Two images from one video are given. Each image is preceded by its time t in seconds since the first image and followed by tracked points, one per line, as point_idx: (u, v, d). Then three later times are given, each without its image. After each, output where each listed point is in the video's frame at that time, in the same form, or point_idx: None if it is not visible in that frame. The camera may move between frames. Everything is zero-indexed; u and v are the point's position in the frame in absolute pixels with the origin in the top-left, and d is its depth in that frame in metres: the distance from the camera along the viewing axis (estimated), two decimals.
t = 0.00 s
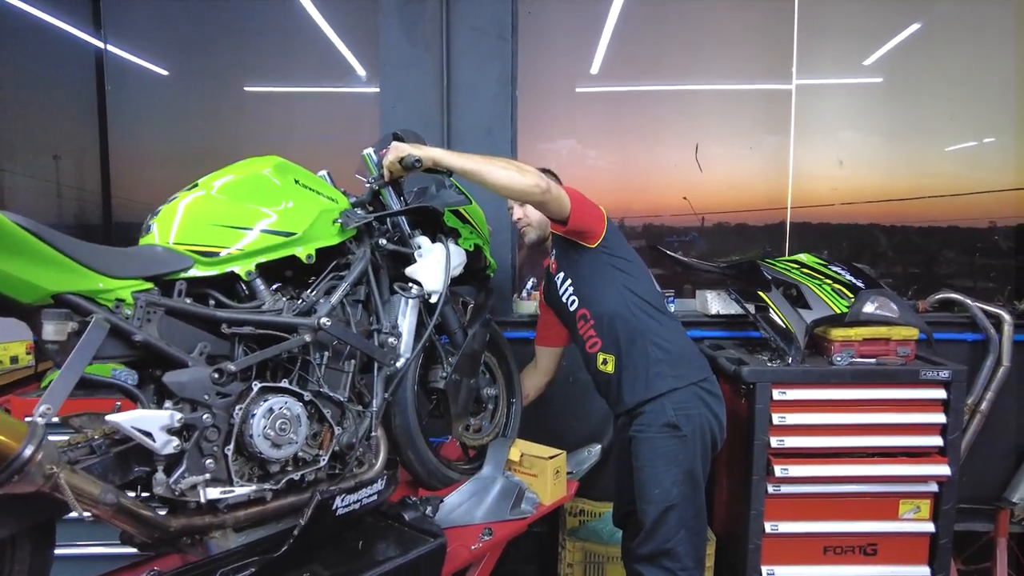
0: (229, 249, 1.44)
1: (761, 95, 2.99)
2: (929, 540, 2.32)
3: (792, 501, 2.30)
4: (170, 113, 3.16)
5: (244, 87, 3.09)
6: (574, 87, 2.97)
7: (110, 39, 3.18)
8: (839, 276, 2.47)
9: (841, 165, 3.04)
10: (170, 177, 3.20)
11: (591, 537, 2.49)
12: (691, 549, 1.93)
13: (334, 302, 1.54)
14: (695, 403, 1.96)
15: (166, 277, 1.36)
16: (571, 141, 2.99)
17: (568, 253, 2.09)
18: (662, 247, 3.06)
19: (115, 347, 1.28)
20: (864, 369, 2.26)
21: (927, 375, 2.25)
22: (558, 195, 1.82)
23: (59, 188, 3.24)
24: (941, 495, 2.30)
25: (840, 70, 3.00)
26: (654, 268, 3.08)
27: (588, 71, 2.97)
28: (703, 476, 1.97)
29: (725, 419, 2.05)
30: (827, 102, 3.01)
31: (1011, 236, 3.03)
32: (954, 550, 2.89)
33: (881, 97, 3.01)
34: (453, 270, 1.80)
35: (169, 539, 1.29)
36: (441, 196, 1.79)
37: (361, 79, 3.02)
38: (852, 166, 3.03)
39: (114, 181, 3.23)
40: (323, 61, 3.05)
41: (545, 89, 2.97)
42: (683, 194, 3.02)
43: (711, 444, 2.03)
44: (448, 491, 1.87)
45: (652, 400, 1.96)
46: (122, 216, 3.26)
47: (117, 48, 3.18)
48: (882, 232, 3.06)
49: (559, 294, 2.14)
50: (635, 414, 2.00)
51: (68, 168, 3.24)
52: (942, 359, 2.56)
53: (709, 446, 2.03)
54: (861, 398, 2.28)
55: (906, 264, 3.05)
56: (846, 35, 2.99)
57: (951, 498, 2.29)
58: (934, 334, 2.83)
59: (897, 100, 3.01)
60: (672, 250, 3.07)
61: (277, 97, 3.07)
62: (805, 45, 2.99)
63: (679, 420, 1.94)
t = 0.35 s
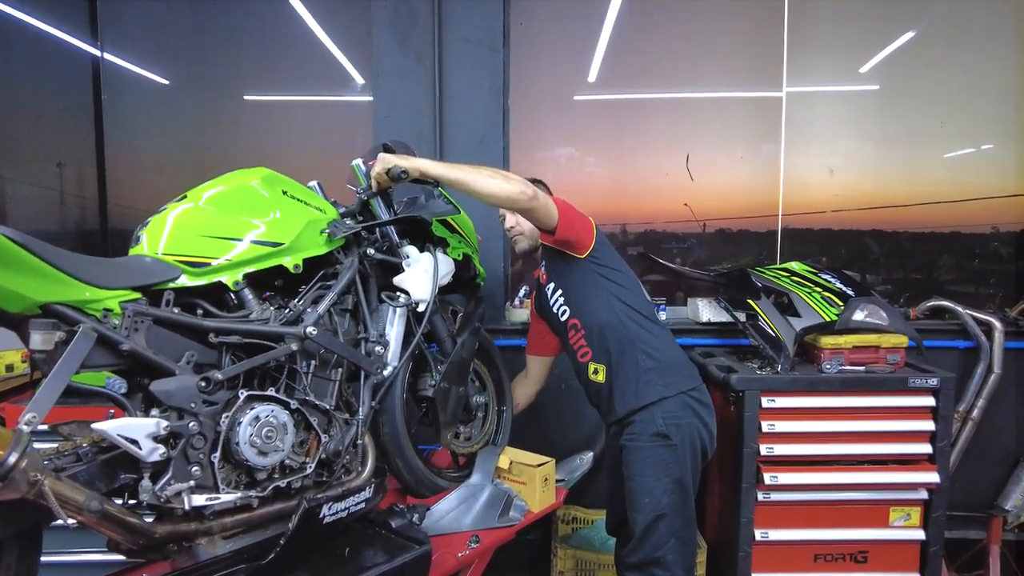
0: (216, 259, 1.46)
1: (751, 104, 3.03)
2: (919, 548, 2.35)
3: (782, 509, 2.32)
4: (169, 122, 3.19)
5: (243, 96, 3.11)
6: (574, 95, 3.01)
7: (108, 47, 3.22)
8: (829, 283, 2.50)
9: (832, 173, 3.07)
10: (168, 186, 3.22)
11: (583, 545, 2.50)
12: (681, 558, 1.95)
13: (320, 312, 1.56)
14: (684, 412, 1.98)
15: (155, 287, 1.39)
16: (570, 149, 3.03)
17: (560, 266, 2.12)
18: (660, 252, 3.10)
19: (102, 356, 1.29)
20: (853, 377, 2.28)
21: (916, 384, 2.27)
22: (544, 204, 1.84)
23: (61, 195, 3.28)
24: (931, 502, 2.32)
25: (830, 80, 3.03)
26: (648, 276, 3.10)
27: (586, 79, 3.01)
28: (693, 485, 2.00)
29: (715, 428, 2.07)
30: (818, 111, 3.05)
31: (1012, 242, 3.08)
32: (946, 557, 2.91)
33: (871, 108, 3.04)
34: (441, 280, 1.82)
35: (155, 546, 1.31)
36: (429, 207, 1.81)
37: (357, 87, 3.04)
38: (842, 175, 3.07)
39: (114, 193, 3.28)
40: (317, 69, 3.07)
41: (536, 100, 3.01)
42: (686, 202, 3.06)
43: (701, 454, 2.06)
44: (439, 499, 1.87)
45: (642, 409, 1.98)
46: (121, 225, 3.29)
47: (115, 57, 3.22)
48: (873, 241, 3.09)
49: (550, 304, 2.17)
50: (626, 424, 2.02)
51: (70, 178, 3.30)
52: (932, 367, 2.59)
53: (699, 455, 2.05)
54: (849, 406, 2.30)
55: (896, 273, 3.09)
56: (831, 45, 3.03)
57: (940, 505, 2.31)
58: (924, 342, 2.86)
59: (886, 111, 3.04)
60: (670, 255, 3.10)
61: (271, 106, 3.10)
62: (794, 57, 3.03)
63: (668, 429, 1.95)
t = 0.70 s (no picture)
0: (205, 250, 1.45)
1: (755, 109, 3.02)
2: (922, 558, 2.31)
3: (783, 517, 2.30)
4: (179, 128, 3.17)
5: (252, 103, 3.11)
6: (581, 102, 3.00)
7: (117, 56, 3.19)
8: (831, 292, 2.46)
9: (834, 181, 3.06)
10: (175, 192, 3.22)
11: (584, 553, 2.48)
12: (678, 568, 1.93)
13: (309, 303, 1.55)
14: (681, 420, 1.96)
15: (142, 276, 1.38)
16: (577, 155, 3.02)
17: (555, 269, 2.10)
18: (667, 260, 3.08)
19: (87, 345, 1.29)
20: (854, 386, 2.26)
21: (917, 393, 2.25)
22: (537, 203, 1.82)
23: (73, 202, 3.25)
24: (933, 512, 2.29)
25: (834, 87, 3.03)
26: (654, 283, 3.08)
27: (592, 86, 3.00)
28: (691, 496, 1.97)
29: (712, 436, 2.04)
30: (820, 119, 3.05)
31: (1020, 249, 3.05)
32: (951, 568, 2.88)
33: (875, 114, 3.03)
34: (433, 273, 1.80)
35: (137, 534, 1.30)
36: (423, 200, 1.78)
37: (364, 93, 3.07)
38: (845, 182, 3.06)
39: (122, 200, 3.25)
40: (324, 76, 3.09)
41: (538, 105, 3.00)
42: (695, 208, 3.05)
43: (699, 463, 2.04)
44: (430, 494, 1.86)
45: (640, 418, 1.96)
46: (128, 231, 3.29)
47: (124, 65, 3.19)
48: (877, 248, 3.08)
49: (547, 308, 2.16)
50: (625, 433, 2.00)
51: (82, 183, 3.26)
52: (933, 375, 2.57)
53: (696, 464, 2.03)
54: (850, 415, 2.28)
55: (901, 279, 3.07)
56: (835, 53, 3.02)
57: (943, 515, 2.28)
58: (927, 351, 2.83)
59: (891, 116, 3.03)
60: (677, 263, 3.09)
61: (277, 113, 3.11)
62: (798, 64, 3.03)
63: (666, 439, 1.93)
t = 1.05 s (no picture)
0: (210, 236, 1.43)
1: (784, 119, 2.94)
2: None
3: (809, 532, 2.19)
4: (204, 138, 3.10)
5: (278, 116, 3.02)
6: (602, 112, 2.95)
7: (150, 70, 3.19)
8: (858, 305, 2.39)
9: (860, 193, 2.96)
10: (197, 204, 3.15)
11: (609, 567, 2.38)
12: None
13: (315, 291, 1.52)
14: (699, 437, 1.88)
15: (144, 260, 1.37)
16: (600, 166, 2.98)
17: (573, 269, 2.01)
18: (692, 272, 3.02)
19: (85, 327, 1.28)
20: (883, 401, 2.16)
21: (948, 408, 2.15)
22: (547, 190, 1.74)
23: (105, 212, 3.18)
24: (968, 531, 2.16)
25: (862, 97, 2.94)
26: (679, 293, 3.00)
27: (615, 97, 2.94)
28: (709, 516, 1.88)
29: (731, 457, 1.97)
30: (845, 128, 2.95)
31: None
32: None
33: (904, 122, 2.93)
34: (442, 263, 1.76)
35: (136, 520, 1.27)
36: (431, 189, 1.76)
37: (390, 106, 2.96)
38: (872, 196, 2.95)
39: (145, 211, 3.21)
40: (348, 90, 3.02)
41: (561, 114, 2.95)
42: (718, 217, 2.97)
43: (718, 482, 1.95)
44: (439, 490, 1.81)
45: (656, 434, 1.89)
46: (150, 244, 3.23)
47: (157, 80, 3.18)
48: (903, 261, 2.98)
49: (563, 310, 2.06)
50: (641, 450, 1.93)
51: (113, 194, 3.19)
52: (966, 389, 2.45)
53: (715, 483, 1.94)
54: (880, 430, 2.17)
55: (927, 290, 2.97)
56: (863, 61, 2.93)
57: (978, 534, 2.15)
58: (958, 365, 2.72)
59: (919, 126, 2.93)
60: (702, 274, 3.02)
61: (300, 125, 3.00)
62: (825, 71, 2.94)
63: (683, 458, 1.85)
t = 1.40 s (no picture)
0: (368, 267, 1.58)
1: (942, 130, 2.67)
2: None
3: None
4: (344, 167, 3.11)
5: (409, 142, 3.03)
6: (728, 129, 2.85)
7: (305, 107, 3.17)
8: None
9: None
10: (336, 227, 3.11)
11: None
12: None
13: (460, 319, 1.64)
14: (834, 483, 1.75)
15: (313, 291, 1.52)
16: (726, 183, 2.85)
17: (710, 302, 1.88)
18: (829, 296, 2.78)
19: (267, 352, 1.44)
20: None
21: None
22: (684, 220, 1.72)
23: (254, 233, 3.18)
24: None
25: None
26: (810, 314, 2.80)
27: (743, 114, 2.83)
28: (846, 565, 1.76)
29: (866, 503, 1.84)
30: (1009, 141, 2.67)
31: None
32: None
33: None
34: (576, 292, 1.82)
35: (305, 529, 1.39)
36: (566, 222, 1.84)
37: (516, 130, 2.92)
38: None
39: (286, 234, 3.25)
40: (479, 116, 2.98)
41: (697, 143, 2.88)
42: (856, 234, 2.73)
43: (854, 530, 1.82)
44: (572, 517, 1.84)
45: (794, 478, 1.78)
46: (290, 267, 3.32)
47: (314, 118, 3.15)
48: None
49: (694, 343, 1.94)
50: (771, 492, 1.81)
51: (258, 215, 3.21)
52: None
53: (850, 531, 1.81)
54: None
55: None
56: None
57: None
58: None
59: None
60: (841, 298, 2.77)
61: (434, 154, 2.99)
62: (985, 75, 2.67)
63: (820, 503, 1.73)
